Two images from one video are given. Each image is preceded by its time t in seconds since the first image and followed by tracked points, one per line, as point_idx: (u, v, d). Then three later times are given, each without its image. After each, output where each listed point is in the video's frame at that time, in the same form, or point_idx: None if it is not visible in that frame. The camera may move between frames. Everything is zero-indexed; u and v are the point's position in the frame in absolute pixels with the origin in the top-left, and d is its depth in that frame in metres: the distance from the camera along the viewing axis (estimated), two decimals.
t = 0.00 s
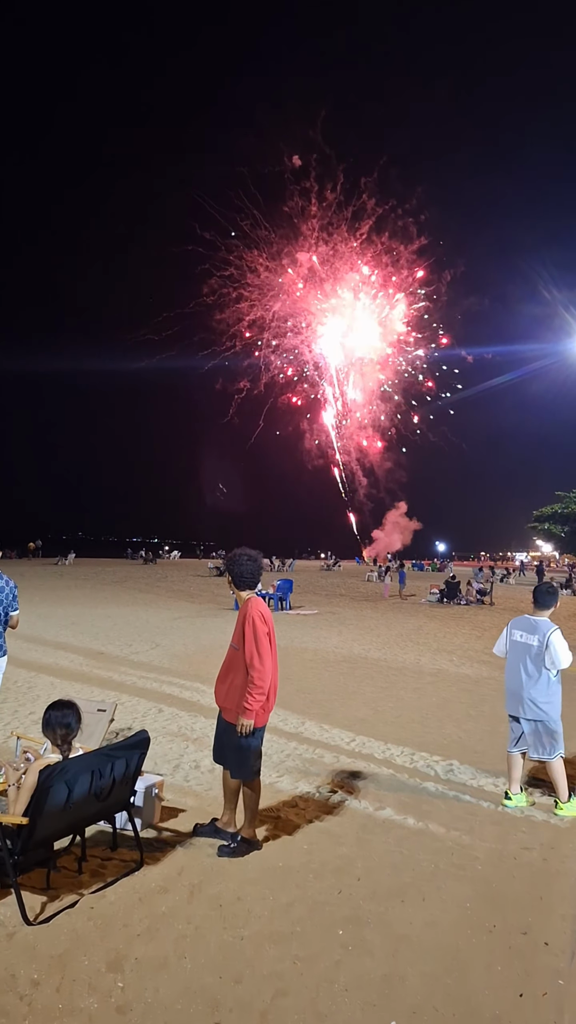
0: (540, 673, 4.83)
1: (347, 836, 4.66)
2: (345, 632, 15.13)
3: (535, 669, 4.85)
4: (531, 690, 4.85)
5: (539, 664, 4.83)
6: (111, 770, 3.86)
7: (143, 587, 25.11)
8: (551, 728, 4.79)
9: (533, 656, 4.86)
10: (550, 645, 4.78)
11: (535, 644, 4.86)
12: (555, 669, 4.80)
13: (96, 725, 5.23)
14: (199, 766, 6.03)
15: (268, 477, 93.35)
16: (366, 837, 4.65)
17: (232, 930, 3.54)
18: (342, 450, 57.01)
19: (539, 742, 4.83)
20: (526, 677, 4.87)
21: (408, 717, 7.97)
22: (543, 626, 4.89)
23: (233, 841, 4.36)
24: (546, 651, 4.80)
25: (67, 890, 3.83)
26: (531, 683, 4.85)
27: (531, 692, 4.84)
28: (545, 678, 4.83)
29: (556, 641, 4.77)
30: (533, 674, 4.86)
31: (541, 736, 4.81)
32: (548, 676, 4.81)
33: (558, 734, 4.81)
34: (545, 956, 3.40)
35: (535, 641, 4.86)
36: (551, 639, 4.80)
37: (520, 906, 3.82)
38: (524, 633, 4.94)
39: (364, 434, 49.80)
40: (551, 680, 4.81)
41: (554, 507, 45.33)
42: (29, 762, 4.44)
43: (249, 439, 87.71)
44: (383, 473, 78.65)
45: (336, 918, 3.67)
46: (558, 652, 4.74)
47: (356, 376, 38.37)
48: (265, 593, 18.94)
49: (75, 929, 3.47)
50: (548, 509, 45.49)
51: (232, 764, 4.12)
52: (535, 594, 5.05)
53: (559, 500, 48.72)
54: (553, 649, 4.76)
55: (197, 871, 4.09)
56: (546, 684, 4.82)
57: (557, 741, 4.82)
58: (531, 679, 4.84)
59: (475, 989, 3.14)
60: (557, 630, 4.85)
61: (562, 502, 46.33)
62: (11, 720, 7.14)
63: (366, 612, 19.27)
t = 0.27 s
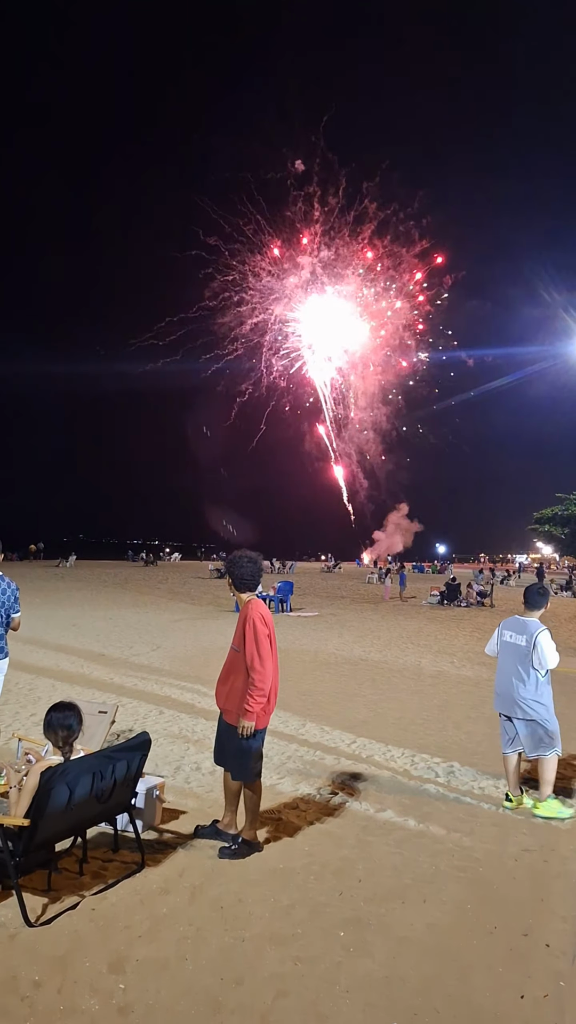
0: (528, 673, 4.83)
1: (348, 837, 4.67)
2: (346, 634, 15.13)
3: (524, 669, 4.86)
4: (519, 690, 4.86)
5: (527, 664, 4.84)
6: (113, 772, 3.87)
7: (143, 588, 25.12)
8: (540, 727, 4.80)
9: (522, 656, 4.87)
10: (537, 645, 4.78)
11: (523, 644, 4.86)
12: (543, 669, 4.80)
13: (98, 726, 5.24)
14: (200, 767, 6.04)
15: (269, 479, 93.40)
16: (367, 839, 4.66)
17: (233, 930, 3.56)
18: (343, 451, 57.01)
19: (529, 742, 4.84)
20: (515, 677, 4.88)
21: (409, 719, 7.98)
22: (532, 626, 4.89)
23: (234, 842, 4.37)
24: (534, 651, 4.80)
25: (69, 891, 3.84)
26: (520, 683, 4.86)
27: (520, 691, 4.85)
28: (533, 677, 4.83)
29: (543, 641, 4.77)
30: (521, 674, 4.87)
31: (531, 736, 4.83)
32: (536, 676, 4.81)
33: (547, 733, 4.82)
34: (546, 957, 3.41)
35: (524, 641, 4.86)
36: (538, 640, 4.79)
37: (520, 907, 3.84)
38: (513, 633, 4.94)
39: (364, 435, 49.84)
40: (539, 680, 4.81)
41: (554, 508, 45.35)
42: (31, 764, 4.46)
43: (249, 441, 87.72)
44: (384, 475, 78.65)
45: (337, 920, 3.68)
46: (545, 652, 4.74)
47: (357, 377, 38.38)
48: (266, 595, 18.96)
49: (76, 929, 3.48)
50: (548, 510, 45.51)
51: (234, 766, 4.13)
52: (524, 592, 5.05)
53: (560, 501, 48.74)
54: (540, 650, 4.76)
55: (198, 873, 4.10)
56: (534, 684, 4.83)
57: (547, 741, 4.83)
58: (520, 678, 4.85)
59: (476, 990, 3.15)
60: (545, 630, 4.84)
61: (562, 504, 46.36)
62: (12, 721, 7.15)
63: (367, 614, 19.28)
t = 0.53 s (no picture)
0: (526, 676, 4.82)
1: (349, 840, 4.66)
2: (348, 635, 15.12)
3: (523, 672, 4.84)
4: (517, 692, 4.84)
5: (525, 666, 4.82)
6: (113, 774, 3.86)
7: (144, 590, 25.09)
8: (533, 730, 4.78)
9: (521, 659, 4.86)
10: (535, 648, 4.77)
11: (523, 646, 4.86)
12: (541, 672, 4.78)
13: (99, 730, 5.23)
14: (202, 770, 6.03)
15: (271, 481, 93.39)
16: (368, 842, 4.65)
17: (234, 933, 3.54)
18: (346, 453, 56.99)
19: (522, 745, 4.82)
20: (514, 679, 4.87)
21: (411, 721, 7.97)
22: (531, 629, 4.87)
23: (235, 845, 4.36)
24: (532, 654, 4.78)
25: (69, 894, 3.83)
26: (518, 686, 4.85)
27: (517, 694, 4.84)
28: (531, 681, 4.81)
29: (542, 644, 4.75)
30: (520, 676, 4.86)
31: (523, 739, 4.80)
32: (534, 679, 4.79)
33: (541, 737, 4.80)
34: (547, 960, 3.40)
35: (523, 644, 4.85)
36: (537, 642, 4.78)
37: (522, 911, 3.82)
38: (511, 636, 4.95)
39: (366, 437, 49.83)
40: (537, 684, 4.79)
41: (556, 510, 45.36)
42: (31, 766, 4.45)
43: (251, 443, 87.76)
44: (386, 477, 78.65)
45: (338, 923, 3.67)
46: (543, 655, 4.72)
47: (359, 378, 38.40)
48: (268, 597, 18.96)
49: (77, 933, 3.47)
50: (550, 511, 45.53)
51: (235, 769, 4.12)
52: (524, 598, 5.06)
53: (563, 502, 48.74)
54: (538, 652, 4.75)
55: (199, 876, 4.09)
56: (531, 687, 4.81)
57: (540, 745, 4.81)
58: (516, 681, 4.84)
59: (477, 993, 3.14)
60: (545, 633, 4.83)
61: (564, 505, 46.37)
62: (13, 724, 7.14)
63: (369, 616, 19.26)
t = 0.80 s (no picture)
0: (525, 676, 4.81)
1: (351, 841, 4.66)
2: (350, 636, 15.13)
3: (523, 672, 4.84)
4: (516, 692, 4.84)
5: (525, 667, 4.82)
6: (115, 776, 3.86)
7: (145, 592, 25.10)
8: (528, 731, 4.77)
9: (520, 660, 4.86)
10: (534, 649, 4.76)
11: (522, 647, 4.85)
12: (539, 674, 4.77)
13: (100, 731, 5.23)
14: (203, 771, 6.03)
15: (273, 482, 93.43)
16: (370, 842, 4.65)
17: (236, 935, 3.54)
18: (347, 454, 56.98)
19: (517, 745, 4.81)
20: (512, 679, 4.87)
21: (412, 722, 7.97)
22: (531, 631, 4.86)
23: (237, 846, 4.36)
24: (531, 655, 4.78)
25: (71, 896, 3.83)
26: (517, 687, 4.85)
27: (516, 694, 4.83)
28: (530, 682, 4.80)
29: (541, 646, 4.75)
30: (520, 677, 4.85)
31: (518, 739, 4.79)
32: (532, 680, 4.78)
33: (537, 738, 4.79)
34: (550, 961, 3.40)
35: (523, 644, 4.85)
36: (536, 643, 4.77)
37: (524, 911, 3.82)
38: (512, 637, 4.95)
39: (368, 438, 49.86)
40: (536, 685, 4.78)
41: (558, 510, 45.39)
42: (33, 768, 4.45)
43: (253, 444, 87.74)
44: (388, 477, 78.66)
45: (340, 924, 3.67)
46: (542, 656, 4.71)
47: (360, 379, 38.41)
48: (269, 598, 18.96)
49: (79, 934, 3.47)
50: (551, 512, 45.57)
51: (236, 770, 4.12)
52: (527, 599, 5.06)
53: (564, 502, 48.76)
54: (537, 654, 4.74)
55: (201, 877, 4.09)
56: (529, 688, 4.80)
57: (535, 747, 4.80)
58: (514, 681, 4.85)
59: (479, 994, 3.14)
60: (545, 635, 4.82)
61: (565, 506, 46.40)
62: (15, 726, 7.14)
63: (371, 617, 19.27)
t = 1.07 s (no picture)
0: (525, 679, 4.82)
1: (353, 842, 4.66)
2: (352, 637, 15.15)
3: (523, 676, 4.84)
4: (517, 696, 4.84)
5: (525, 671, 4.82)
6: (117, 777, 3.86)
7: (147, 593, 25.11)
8: (528, 734, 4.77)
9: (520, 663, 4.86)
10: (535, 653, 4.76)
11: (523, 650, 4.85)
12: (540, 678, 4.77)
13: (102, 733, 5.23)
14: (205, 772, 6.03)
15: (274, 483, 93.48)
16: (372, 843, 4.65)
17: (238, 936, 3.54)
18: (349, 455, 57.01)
19: (516, 748, 4.81)
20: (513, 683, 4.87)
21: (414, 723, 7.98)
22: (532, 634, 4.86)
23: (239, 847, 4.37)
24: (532, 659, 4.78)
25: (73, 897, 3.83)
26: (517, 690, 4.85)
27: (516, 697, 4.84)
28: (530, 686, 4.80)
29: (541, 649, 4.75)
30: (520, 680, 4.85)
31: (518, 742, 4.80)
32: (532, 684, 4.78)
33: (537, 742, 4.79)
34: (552, 962, 3.39)
35: (524, 648, 4.85)
36: (537, 647, 4.77)
37: (526, 913, 3.82)
38: (513, 639, 4.95)
39: (369, 439, 49.92)
40: (536, 689, 4.78)
41: (559, 511, 45.43)
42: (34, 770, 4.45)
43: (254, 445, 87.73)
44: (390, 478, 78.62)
45: (342, 925, 3.66)
46: (543, 660, 4.72)
47: (362, 379, 38.44)
48: (270, 599, 18.95)
49: (81, 936, 3.47)
50: (552, 513, 45.61)
51: (237, 772, 4.12)
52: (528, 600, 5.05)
53: (566, 502, 48.71)
54: (537, 658, 4.74)
55: (203, 878, 4.09)
56: (530, 692, 4.81)
57: (536, 750, 4.80)
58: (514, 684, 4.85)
59: (481, 995, 3.14)
60: (546, 639, 4.81)
61: (567, 507, 46.43)
62: (17, 727, 7.15)
63: (373, 618, 19.28)
